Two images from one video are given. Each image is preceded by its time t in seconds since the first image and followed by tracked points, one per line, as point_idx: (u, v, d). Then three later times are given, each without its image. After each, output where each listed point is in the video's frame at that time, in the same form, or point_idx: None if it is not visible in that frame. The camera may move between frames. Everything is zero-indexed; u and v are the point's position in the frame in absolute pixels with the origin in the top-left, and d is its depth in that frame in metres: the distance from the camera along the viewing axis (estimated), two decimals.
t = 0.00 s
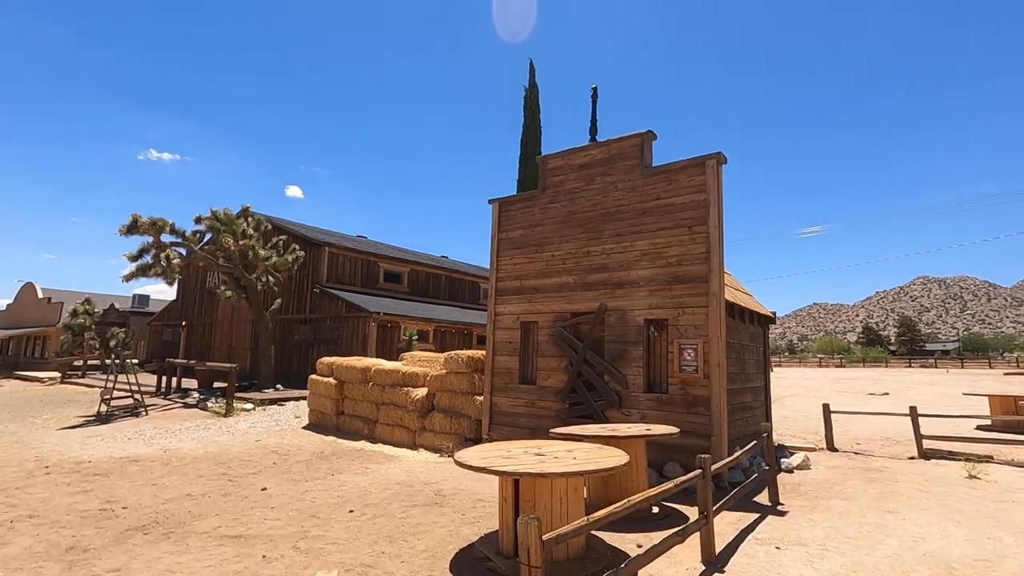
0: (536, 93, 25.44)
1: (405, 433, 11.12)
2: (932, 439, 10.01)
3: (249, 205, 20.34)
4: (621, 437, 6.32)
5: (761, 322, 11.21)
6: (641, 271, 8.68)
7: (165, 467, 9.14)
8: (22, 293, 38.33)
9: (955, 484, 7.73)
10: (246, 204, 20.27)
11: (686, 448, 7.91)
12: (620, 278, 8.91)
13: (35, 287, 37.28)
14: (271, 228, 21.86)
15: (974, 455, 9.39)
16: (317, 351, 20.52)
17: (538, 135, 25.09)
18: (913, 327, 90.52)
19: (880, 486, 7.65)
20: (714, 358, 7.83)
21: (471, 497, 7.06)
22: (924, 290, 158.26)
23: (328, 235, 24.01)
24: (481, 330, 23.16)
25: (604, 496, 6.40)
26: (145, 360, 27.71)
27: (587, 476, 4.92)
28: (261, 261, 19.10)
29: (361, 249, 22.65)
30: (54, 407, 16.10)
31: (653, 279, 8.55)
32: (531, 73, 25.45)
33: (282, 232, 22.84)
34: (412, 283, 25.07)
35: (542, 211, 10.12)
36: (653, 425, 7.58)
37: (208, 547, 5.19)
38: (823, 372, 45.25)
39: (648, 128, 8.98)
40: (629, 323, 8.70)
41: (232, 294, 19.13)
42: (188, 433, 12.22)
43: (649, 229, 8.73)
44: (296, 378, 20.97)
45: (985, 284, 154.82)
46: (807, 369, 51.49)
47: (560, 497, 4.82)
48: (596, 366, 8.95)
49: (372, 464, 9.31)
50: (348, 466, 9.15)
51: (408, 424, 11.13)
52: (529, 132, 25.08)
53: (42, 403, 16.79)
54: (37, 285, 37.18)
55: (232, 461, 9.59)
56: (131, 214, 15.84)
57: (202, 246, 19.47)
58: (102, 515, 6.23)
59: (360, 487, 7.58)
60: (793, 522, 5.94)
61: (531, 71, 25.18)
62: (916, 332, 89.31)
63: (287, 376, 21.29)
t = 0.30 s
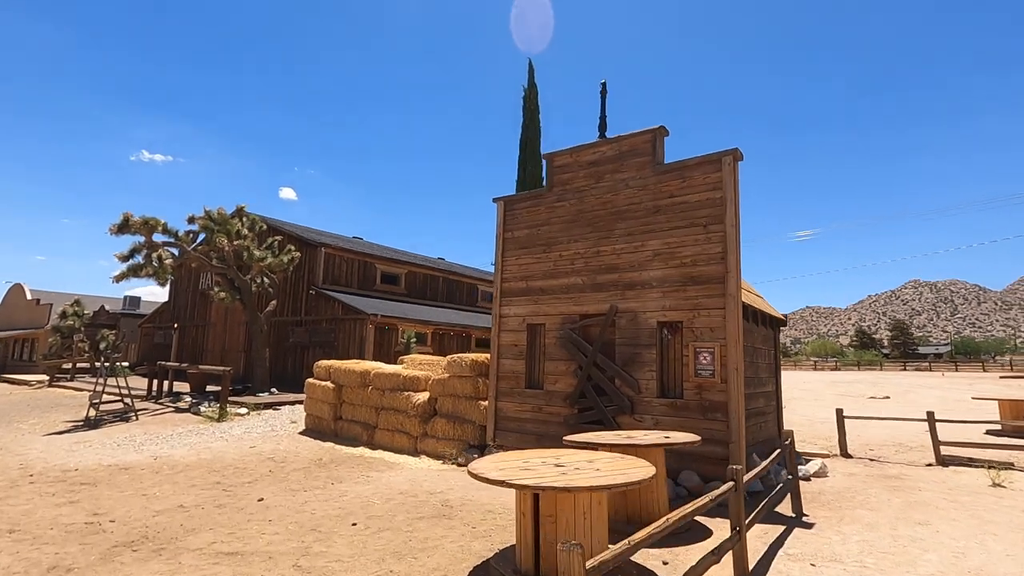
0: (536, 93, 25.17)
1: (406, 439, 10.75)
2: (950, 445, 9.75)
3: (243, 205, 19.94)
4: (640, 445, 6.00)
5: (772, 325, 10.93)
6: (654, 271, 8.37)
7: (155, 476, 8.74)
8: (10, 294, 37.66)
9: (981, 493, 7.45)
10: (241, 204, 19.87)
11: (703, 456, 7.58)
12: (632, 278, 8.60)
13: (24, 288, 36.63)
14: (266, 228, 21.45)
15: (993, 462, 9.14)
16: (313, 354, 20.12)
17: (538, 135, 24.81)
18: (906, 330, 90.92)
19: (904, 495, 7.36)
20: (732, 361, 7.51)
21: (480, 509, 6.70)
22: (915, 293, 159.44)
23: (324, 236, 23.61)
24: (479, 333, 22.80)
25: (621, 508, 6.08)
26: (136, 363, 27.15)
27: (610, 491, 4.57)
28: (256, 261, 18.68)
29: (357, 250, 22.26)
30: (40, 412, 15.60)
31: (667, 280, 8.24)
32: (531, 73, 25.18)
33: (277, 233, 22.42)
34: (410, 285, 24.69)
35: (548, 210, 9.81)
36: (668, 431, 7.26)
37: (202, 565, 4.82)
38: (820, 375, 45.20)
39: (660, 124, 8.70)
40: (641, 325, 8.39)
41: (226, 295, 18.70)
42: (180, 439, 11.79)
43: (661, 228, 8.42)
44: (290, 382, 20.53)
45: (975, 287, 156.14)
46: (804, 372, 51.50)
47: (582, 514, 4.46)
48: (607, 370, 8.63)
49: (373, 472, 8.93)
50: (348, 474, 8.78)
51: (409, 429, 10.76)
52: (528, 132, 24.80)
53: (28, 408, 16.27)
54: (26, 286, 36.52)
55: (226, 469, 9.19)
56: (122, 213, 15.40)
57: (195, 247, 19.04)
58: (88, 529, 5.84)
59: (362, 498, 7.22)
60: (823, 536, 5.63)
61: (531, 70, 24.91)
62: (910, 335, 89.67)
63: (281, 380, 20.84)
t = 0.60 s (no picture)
0: (537, 91, 24.90)
1: (412, 442, 10.46)
2: (969, 448, 9.57)
3: (242, 203, 19.61)
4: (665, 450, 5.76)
5: (786, 325, 10.72)
6: (672, 270, 8.14)
7: (155, 480, 8.43)
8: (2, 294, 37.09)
9: (1009, 498, 7.26)
10: (239, 202, 19.53)
11: (724, 460, 7.34)
12: (648, 277, 8.36)
13: (16, 288, 36.09)
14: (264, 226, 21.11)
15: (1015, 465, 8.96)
16: (312, 355, 19.81)
17: (539, 134, 24.57)
18: (902, 332, 91.24)
19: (932, 500, 7.15)
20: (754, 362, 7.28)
21: (496, 516, 6.43)
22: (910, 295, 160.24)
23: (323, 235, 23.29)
24: (481, 333, 22.53)
25: (646, 516, 5.84)
26: (131, 363, 26.72)
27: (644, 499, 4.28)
28: (255, 260, 18.34)
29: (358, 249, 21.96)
30: (33, 413, 15.21)
31: (686, 278, 8.00)
32: (532, 72, 24.91)
33: (276, 231, 22.08)
34: (410, 285, 24.38)
35: (560, 207, 9.56)
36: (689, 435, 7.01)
37: None
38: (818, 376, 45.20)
39: (676, 119, 8.47)
40: (658, 325, 8.14)
41: (224, 294, 18.35)
42: (178, 442, 11.46)
43: (679, 225, 8.19)
44: (289, 383, 20.20)
45: (969, 289, 157.12)
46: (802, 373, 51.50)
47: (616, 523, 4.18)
48: (622, 371, 8.38)
49: (380, 476, 8.65)
50: (355, 478, 8.49)
51: (415, 432, 10.47)
52: (529, 131, 24.56)
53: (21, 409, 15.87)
54: (18, 286, 35.99)
55: (228, 473, 8.89)
56: (119, 210, 15.05)
57: (192, 245, 18.68)
58: (86, 539, 5.54)
59: (373, 504, 6.94)
60: (859, 544, 5.40)
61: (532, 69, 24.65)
62: (906, 336, 89.97)
63: (280, 381, 20.51)
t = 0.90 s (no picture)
0: (537, 90, 24.59)
1: (416, 445, 10.16)
2: (987, 452, 9.36)
3: (239, 201, 19.23)
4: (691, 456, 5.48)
5: (799, 326, 10.48)
6: (689, 268, 7.88)
7: (150, 486, 8.08)
8: None
9: None
10: (236, 200, 19.15)
11: (745, 465, 7.08)
12: (664, 275, 8.09)
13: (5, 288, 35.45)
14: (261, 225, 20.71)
15: None
16: (310, 356, 19.47)
17: (540, 133, 24.29)
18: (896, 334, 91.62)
19: (959, 506, 6.93)
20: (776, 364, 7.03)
21: (511, 524, 6.15)
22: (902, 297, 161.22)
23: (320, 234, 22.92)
24: (481, 334, 22.23)
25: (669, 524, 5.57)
26: (123, 364, 26.23)
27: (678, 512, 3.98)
28: (251, 259, 17.97)
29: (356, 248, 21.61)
30: (22, 415, 14.77)
31: (703, 277, 7.75)
32: (533, 70, 24.58)
33: (272, 230, 21.69)
34: (409, 284, 24.05)
35: (570, 204, 9.30)
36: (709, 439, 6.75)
37: None
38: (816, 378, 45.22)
39: (693, 112, 8.22)
40: (674, 325, 7.89)
41: (220, 293, 17.97)
42: (173, 445, 11.09)
43: (696, 222, 7.93)
44: (286, 383, 19.86)
45: (960, 291, 158.32)
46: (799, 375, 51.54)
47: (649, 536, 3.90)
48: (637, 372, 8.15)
49: (385, 481, 8.36)
50: (359, 483, 8.19)
51: (419, 435, 10.17)
52: (529, 130, 24.28)
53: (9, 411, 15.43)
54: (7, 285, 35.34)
55: (226, 478, 8.56)
56: (112, 206, 14.66)
57: (187, 243, 18.27)
58: (78, 550, 5.21)
59: (380, 511, 6.63)
60: (896, 555, 5.15)
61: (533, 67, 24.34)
62: (900, 338, 90.27)
63: (277, 382, 20.17)
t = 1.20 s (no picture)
0: (538, 87, 24.25)
1: (420, 448, 9.85)
2: (1006, 456, 9.16)
3: (235, 197, 18.83)
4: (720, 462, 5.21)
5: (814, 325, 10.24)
6: (707, 266, 7.61)
7: (144, 491, 7.73)
8: None
9: None
10: (232, 196, 18.74)
11: (767, 470, 6.81)
12: (681, 274, 7.82)
13: None
14: (258, 222, 20.29)
15: None
16: (307, 355, 19.11)
17: (541, 131, 23.96)
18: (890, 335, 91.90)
19: (987, 513, 6.71)
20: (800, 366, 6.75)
21: (527, 533, 5.87)
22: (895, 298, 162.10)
23: (317, 232, 22.51)
24: (481, 334, 21.92)
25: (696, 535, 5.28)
26: (115, 363, 25.73)
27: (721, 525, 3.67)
28: (248, 256, 17.59)
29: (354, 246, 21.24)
30: (10, 416, 14.32)
31: (722, 275, 7.48)
32: (533, 67, 24.22)
33: (269, 227, 21.28)
34: (407, 283, 23.69)
35: (582, 200, 9.01)
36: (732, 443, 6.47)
37: None
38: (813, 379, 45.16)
39: (712, 105, 7.95)
40: (692, 325, 7.61)
41: (215, 292, 17.57)
42: (168, 448, 10.71)
43: (715, 218, 7.66)
44: (283, 383, 19.49)
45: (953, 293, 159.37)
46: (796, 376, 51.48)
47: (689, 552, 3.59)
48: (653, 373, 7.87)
49: (390, 486, 8.04)
50: (363, 489, 7.87)
51: (423, 437, 9.86)
52: (530, 128, 23.95)
53: None
54: None
55: (224, 482, 8.22)
56: (105, 201, 14.24)
57: (182, 240, 17.85)
58: (68, 563, 4.88)
59: (388, 519, 6.32)
60: (936, 567, 4.90)
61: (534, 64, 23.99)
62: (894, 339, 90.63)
63: (273, 382, 19.80)
